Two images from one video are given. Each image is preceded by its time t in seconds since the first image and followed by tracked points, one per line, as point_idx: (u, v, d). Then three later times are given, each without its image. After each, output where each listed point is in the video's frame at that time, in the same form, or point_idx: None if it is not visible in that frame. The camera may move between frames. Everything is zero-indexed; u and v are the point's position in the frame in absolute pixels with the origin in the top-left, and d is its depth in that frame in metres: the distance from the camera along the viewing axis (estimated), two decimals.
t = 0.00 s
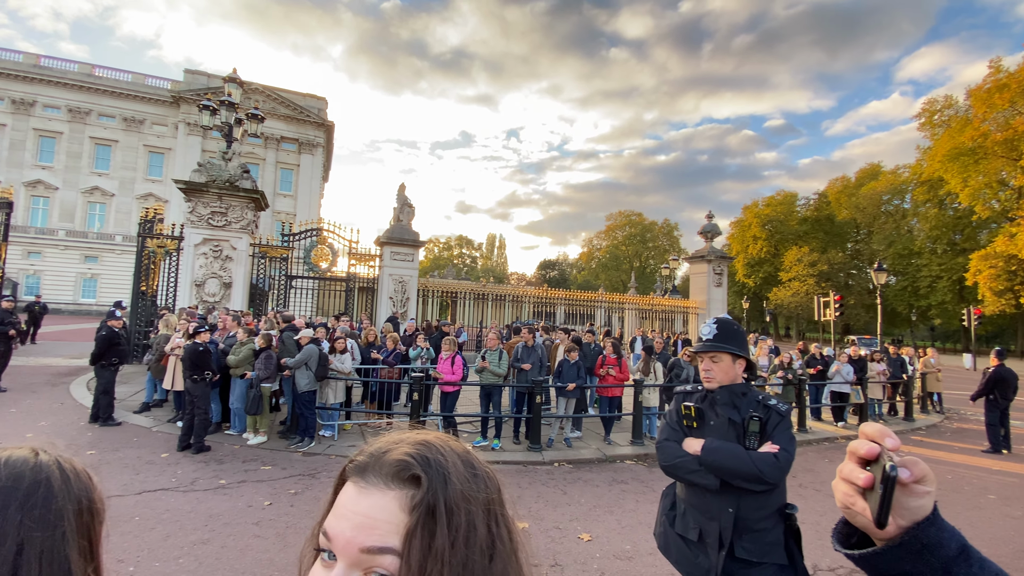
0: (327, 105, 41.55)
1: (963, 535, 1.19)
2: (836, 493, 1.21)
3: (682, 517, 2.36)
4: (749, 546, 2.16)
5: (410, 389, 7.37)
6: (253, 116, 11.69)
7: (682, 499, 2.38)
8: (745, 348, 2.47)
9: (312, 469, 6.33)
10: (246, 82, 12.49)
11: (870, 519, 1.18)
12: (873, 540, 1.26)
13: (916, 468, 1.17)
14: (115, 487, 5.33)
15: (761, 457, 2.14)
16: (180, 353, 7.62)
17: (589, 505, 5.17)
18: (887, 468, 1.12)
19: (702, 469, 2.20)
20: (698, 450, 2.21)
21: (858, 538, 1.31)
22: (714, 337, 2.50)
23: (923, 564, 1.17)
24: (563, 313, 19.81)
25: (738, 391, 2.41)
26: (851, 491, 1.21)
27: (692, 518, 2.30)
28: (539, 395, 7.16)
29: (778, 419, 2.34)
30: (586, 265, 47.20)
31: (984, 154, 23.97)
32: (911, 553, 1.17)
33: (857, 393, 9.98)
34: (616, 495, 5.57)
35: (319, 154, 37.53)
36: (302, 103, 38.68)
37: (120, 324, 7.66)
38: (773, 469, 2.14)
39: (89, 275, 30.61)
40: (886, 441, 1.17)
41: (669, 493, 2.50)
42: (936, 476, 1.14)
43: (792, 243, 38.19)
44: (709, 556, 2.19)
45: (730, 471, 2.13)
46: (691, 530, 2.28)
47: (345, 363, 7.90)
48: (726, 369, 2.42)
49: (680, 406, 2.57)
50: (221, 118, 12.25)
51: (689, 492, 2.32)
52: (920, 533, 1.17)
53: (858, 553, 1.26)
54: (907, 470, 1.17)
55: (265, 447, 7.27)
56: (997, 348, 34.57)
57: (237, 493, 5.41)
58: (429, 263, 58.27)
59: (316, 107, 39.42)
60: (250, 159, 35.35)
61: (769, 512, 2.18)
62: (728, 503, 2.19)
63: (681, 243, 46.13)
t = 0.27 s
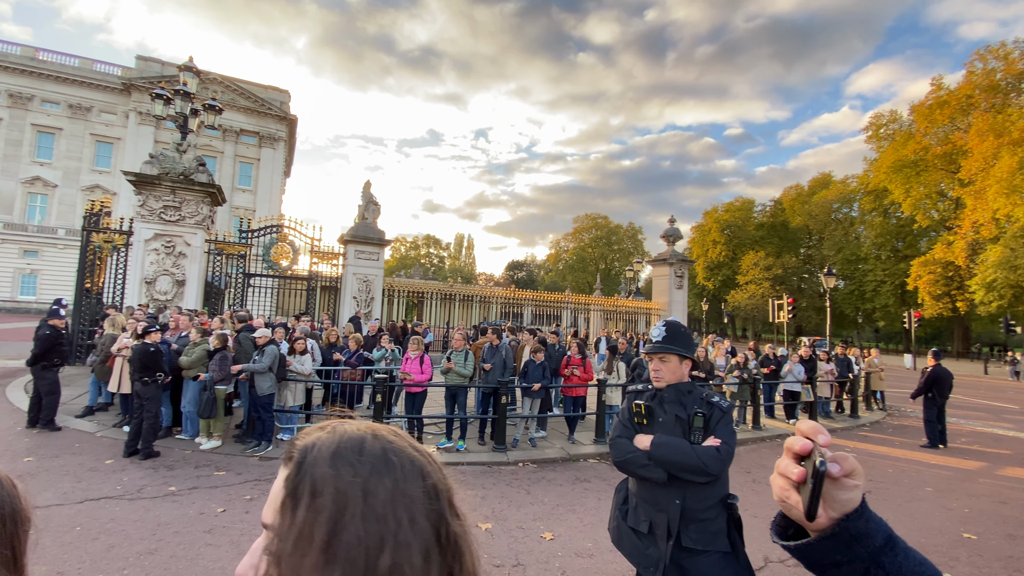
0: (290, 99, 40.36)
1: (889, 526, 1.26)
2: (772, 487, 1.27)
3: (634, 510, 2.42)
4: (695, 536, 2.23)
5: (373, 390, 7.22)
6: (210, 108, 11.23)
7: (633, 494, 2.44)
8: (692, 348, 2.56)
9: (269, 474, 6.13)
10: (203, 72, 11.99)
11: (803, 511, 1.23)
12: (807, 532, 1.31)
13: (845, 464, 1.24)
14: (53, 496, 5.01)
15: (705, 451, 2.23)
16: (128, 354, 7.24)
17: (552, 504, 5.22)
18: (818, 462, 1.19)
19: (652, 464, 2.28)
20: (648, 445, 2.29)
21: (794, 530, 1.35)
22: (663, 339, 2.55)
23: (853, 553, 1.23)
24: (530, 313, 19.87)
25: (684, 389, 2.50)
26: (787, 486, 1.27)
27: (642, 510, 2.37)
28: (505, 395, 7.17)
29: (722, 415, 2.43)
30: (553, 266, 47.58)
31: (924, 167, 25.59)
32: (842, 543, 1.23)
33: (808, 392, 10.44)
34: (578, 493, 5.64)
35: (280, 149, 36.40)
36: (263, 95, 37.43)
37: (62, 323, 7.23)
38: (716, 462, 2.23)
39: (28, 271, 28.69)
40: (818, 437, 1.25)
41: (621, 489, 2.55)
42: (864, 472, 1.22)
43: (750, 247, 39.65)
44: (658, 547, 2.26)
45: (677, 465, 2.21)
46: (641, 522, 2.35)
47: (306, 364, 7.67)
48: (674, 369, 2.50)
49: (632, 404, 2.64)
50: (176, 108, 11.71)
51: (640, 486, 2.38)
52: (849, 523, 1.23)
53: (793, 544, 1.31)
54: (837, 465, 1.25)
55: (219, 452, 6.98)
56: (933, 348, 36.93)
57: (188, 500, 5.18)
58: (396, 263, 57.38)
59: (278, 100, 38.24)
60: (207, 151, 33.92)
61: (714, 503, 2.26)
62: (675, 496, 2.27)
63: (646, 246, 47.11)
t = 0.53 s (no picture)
0: (251, 90, 38.97)
1: (824, 515, 1.31)
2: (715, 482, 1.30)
3: (593, 505, 2.46)
4: (650, 528, 2.29)
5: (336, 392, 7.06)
6: (163, 97, 10.72)
7: (592, 488, 2.49)
8: (648, 347, 2.61)
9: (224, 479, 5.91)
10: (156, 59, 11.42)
11: (744, 505, 1.27)
12: (749, 524, 1.35)
13: (785, 458, 1.28)
14: None
15: (658, 444, 2.29)
16: (71, 355, 6.84)
17: (516, 503, 5.25)
18: (754, 457, 1.23)
19: (609, 458, 2.32)
20: (605, 440, 2.33)
21: (738, 521, 1.39)
22: (619, 339, 2.59)
23: (789, 543, 1.28)
24: (497, 313, 19.84)
25: (640, 386, 2.56)
26: (729, 479, 1.30)
27: (601, 504, 2.41)
28: (471, 395, 7.14)
29: (675, 411, 2.50)
30: (521, 267, 47.71)
31: (871, 176, 27.06)
32: (782, 533, 1.27)
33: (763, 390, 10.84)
34: (543, 492, 5.69)
35: (240, 141, 35.08)
36: (222, 85, 36.01)
37: None
38: (669, 455, 2.30)
39: None
40: (759, 433, 1.27)
41: (581, 484, 2.59)
42: (801, 465, 1.26)
43: (710, 250, 40.89)
44: (616, 539, 2.31)
45: (632, 459, 2.26)
46: (600, 516, 2.40)
47: (264, 365, 7.44)
48: (629, 367, 2.55)
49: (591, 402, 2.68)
50: (126, 96, 11.12)
51: (598, 480, 2.43)
52: (788, 515, 1.28)
53: (735, 536, 1.35)
54: (777, 458, 1.29)
55: (170, 458, 6.68)
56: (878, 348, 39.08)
57: (136, 507, 4.94)
58: (361, 261, 56.22)
59: (238, 91, 36.87)
60: (160, 142, 32.34)
61: (667, 495, 2.32)
62: (632, 489, 2.32)
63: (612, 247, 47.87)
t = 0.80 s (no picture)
0: (208, 80, 37.43)
1: (766, 505, 1.34)
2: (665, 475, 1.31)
3: (556, 502, 2.48)
4: (613, 522, 2.33)
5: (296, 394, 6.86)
6: (112, 84, 10.17)
7: (555, 485, 2.51)
8: (609, 346, 2.66)
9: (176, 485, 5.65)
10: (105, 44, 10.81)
11: (691, 497, 1.29)
12: (696, 515, 1.37)
13: (728, 451, 1.32)
14: None
15: (621, 439, 2.34)
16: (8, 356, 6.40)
17: (481, 503, 5.24)
18: (700, 451, 1.26)
19: (574, 454, 2.35)
20: (570, 437, 2.36)
21: (687, 514, 1.41)
22: (582, 337, 2.64)
23: (734, 534, 1.30)
24: (465, 313, 19.73)
25: (603, 383, 2.61)
26: (677, 473, 1.31)
27: (564, 501, 2.44)
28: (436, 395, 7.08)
29: (636, 406, 2.56)
30: (490, 266, 47.64)
31: (824, 183, 28.47)
32: (727, 523, 1.30)
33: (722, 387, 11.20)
34: (508, 491, 5.70)
35: (196, 133, 33.61)
36: (177, 74, 34.46)
37: None
38: (630, 448, 2.35)
39: None
40: (703, 429, 1.29)
41: (545, 482, 2.61)
42: (745, 457, 1.31)
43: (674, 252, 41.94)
44: (579, 534, 2.34)
45: (596, 454, 2.30)
46: (563, 512, 2.42)
47: (220, 366, 7.19)
48: (590, 365, 2.59)
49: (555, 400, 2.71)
50: (71, 82, 10.48)
51: (562, 477, 2.45)
52: (732, 506, 1.31)
53: (683, 528, 1.37)
54: (722, 452, 1.32)
55: (117, 464, 6.35)
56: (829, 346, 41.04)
57: (79, 517, 4.66)
58: (326, 259, 54.86)
59: (194, 81, 35.36)
60: (109, 132, 30.67)
61: (628, 488, 2.37)
62: (595, 483, 2.36)
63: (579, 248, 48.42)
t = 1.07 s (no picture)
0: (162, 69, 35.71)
1: (713, 499, 1.37)
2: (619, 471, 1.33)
3: (520, 501, 2.49)
4: (576, 519, 2.36)
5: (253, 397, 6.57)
6: (57, 71, 9.57)
7: (519, 484, 2.52)
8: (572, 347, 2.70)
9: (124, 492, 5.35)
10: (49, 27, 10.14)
11: (642, 491, 1.31)
12: (648, 510, 1.40)
13: (679, 446, 1.35)
14: None
15: (585, 435, 2.38)
16: None
17: (446, 504, 5.20)
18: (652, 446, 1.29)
19: (539, 452, 2.37)
20: (535, 436, 2.37)
21: (640, 509, 1.43)
22: (546, 337, 2.67)
23: (684, 527, 1.33)
24: (432, 313, 19.52)
25: (566, 381, 2.64)
26: (631, 468, 1.34)
27: (528, 499, 2.45)
28: (401, 397, 6.97)
29: (598, 404, 2.60)
30: (457, 266, 47.36)
31: (780, 190, 29.68)
32: (677, 516, 1.33)
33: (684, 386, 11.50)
34: (474, 492, 5.68)
35: (149, 124, 32.00)
36: (129, 61, 32.74)
37: None
38: (593, 445, 2.39)
39: None
40: (656, 426, 1.33)
41: (508, 481, 2.61)
42: (695, 453, 1.35)
43: (638, 254, 42.81)
44: (543, 532, 2.35)
45: (559, 451, 2.32)
46: (528, 510, 2.42)
47: (172, 368, 6.88)
48: (553, 364, 2.61)
49: (520, 399, 2.73)
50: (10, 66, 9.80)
51: (526, 475, 2.47)
52: (683, 500, 1.35)
53: (637, 522, 1.39)
54: (673, 446, 1.36)
55: (59, 472, 5.97)
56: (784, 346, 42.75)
57: (16, 528, 4.36)
58: (287, 257, 53.25)
59: (148, 70, 33.73)
60: (52, 120, 28.86)
61: (590, 484, 2.41)
62: (559, 481, 2.38)
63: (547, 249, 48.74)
